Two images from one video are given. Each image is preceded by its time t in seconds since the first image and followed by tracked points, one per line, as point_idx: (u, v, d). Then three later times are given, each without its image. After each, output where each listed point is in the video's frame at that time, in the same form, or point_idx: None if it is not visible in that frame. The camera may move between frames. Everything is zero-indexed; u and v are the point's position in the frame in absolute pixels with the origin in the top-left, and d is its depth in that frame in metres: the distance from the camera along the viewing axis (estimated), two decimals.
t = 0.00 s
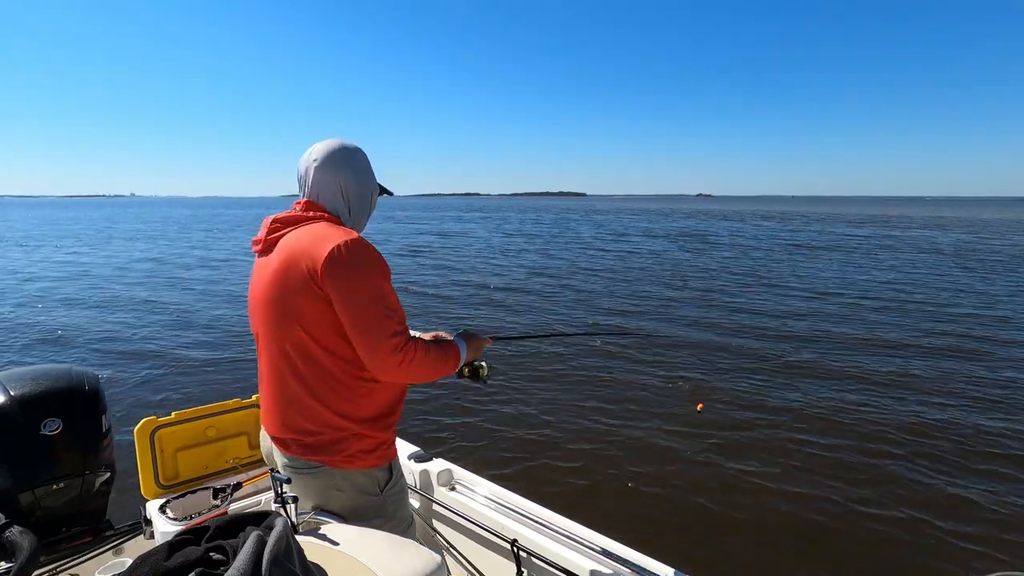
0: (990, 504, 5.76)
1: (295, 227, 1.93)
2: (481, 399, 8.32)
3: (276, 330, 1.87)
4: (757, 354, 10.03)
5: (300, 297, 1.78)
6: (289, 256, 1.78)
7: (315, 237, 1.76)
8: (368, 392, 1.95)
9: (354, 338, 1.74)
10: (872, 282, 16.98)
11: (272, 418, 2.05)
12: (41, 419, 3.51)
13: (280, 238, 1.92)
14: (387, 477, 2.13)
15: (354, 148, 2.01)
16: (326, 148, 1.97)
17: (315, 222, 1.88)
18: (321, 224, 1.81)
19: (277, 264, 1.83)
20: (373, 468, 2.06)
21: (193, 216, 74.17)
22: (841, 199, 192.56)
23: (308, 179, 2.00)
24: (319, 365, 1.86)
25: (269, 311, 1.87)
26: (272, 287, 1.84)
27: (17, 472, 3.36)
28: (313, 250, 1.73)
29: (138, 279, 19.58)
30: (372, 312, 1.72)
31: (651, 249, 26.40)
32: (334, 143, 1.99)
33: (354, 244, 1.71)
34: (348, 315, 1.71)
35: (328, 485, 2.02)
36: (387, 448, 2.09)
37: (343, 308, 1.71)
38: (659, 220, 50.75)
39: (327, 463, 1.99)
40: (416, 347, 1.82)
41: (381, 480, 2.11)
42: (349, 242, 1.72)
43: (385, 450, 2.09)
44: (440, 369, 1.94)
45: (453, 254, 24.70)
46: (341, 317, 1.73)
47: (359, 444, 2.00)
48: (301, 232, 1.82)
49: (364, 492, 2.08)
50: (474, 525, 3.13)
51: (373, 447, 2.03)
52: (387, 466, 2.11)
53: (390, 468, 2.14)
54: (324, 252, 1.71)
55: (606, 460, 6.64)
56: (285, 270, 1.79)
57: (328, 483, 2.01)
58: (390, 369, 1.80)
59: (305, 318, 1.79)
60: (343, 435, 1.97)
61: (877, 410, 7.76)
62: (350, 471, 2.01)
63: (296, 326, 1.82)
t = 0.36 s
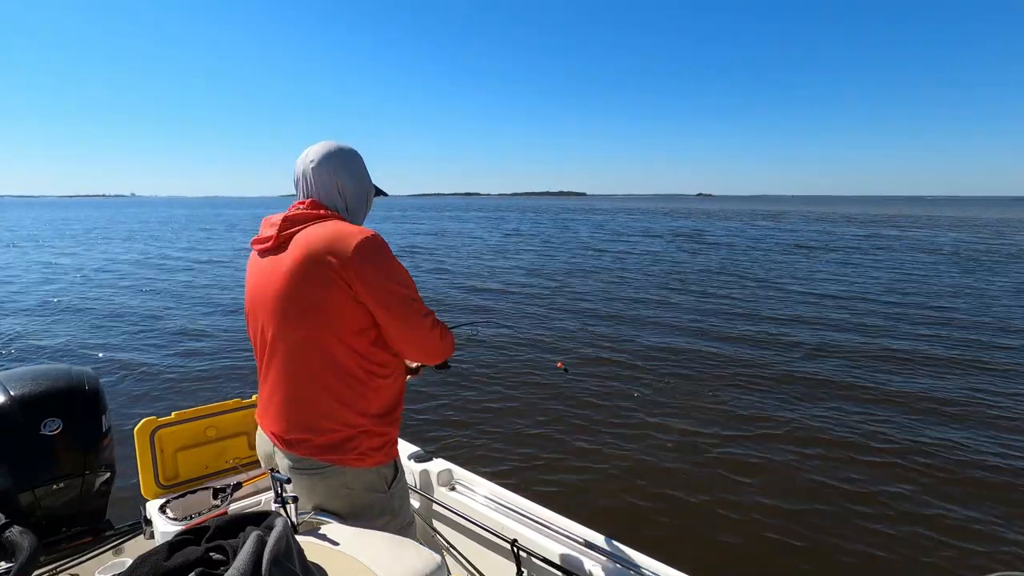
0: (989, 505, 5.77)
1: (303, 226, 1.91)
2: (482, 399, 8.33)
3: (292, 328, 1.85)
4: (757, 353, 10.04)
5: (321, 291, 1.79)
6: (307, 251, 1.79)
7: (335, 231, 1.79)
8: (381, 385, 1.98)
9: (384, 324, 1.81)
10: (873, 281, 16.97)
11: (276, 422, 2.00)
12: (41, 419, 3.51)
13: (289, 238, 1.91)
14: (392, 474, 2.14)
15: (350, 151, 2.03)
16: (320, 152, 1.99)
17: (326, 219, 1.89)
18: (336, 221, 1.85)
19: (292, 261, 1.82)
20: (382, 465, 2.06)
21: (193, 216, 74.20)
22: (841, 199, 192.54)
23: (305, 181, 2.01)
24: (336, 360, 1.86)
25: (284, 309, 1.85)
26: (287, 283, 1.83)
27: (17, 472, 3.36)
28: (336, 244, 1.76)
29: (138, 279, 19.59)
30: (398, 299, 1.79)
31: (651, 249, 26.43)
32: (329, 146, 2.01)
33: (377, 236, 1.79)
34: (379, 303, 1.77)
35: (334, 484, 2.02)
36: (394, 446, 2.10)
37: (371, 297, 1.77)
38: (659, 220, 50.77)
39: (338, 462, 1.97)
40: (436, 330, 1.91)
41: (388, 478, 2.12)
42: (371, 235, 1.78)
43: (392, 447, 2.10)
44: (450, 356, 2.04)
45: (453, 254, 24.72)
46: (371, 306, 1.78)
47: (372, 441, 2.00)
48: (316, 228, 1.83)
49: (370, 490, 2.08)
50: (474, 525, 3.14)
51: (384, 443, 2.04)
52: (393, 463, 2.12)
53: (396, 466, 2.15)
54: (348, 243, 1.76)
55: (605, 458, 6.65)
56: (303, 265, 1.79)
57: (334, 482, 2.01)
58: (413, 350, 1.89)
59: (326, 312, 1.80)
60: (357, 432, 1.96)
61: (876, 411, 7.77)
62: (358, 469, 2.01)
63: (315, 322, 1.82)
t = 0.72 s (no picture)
0: (987, 505, 5.79)
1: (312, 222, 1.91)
2: (481, 399, 8.34)
3: (302, 323, 1.85)
4: (755, 354, 10.07)
5: (333, 284, 1.80)
6: (320, 243, 1.80)
7: (348, 227, 1.82)
8: (387, 381, 1.99)
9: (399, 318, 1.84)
10: (872, 283, 17.00)
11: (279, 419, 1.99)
12: (41, 419, 3.51)
13: (297, 235, 1.91)
14: (393, 473, 2.14)
15: (355, 156, 2.06)
16: (328, 155, 2.03)
17: (335, 217, 1.90)
18: (347, 218, 1.87)
19: (303, 256, 1.83)
20: (383, 464, 2.07)
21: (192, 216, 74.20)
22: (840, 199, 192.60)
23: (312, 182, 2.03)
24: (344, 355, 1.87)
25: (295, 304, 1.85)
26: (298, 277, 1.84)
27: (17, 472, 3.36)
28: (349, 239, 1.78)
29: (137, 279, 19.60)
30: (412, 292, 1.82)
31: (649, 250, 26.49)
32: (337, 151, 2.04)
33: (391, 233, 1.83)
34: (394, 297, 1.81)
35: (335, 483, 2.02)
36: (396, 444, 2.11)
37: (387, 288, 1.79)
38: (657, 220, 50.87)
39: (340, 460, 1.97)
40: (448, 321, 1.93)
41: (388, 477, 2.12)
42: (385, 232, 1.82)
43: (393, 446, 2.10)
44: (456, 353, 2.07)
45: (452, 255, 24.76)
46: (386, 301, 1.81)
47: (376, 438, 2.00)
48: (328, 225, 1.85)
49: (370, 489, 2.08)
50: (474, 525, 3.14)
51: (386, 441, 2.04)
52: (394, 462, 2.13)
53: (396, 465, 2.15)
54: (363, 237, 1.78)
55: (605, 459, 6.66)
56: (315, 258, 1.80)
57: (334, 481, 2.01)
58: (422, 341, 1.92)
59: (337, 305, 1.81)
60: (361, 429, 1.96)
61: (875, 412, 7.79)
62: (359, 467, 2.01)
63: (326, 315, 1.83)
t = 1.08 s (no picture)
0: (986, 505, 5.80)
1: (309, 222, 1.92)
2: (481, 399, 8.35)
3: (297, 322, 1.85)
4: (755, 353, 10.08)
5: (328, 285, 1.80)
6: (314, 244, 1.80)
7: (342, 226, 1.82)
8: (383, 382, 1.98)
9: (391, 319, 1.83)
10: (870, 281, 17.02)
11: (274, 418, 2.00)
12: (41, 419, 3.51)
13: (294, 232, 1.91)
14: (388, 475, 2.15)
15: (359, 158, 2.07)
16: (332, 154, 2.03)
17: (331, 216, 1.90)
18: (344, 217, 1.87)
19: (298, 254, 1.83)
20: (377, 465, 2.07)
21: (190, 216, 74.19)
22: (840, 199, 192.57)
23: (315, 182, 2.02)
24: (338, 355, 1.87)
25: (290, 303, 1.85)
26: (293, 276, 1.84)
27: (17, 472, 3.37)
28: (345, 238, 1.77)
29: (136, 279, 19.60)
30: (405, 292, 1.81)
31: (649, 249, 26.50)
32: (341, 151, 2.05)
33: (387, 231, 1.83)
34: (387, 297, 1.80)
35: (330, 484, 2.02)
36: (391, 445, 2.11)
37: (379, 288, 1.79)
38: (656, 220, 50.90)
39: (334, 461, 1.97)
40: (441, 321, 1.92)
41: (382, 478, 2.12)
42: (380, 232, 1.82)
43: (389, 447, 2.10)
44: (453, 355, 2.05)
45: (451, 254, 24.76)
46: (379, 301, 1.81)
47: (371, 438, 2.01)
48: (323, 223, 1.85)
49: (366, 490, 2.09)
50: (475, 525, 3.14)
51: (381, 442, 2.04)
52: (389, 464, 2.14)
53: (391, 467, 2.16)
54: (359, 237, 1.78)
55: (604, 458, 6.66)
56: (310, 257, 1.80)
57: (331, 481, 2.01)
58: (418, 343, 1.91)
59: (333, 306, 1.81)
60: (356, 430, 1.97)
61: (874, 411, 7.80)
62: (353, 468, 2.01)
63: (320, 315, 1.83)
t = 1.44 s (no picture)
0: (986, 504, 5.79)
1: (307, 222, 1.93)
2: (480, 398, 8.35)
3: (293, 322, 1.86)
4: (754, 353, 10.09)
5: (322, 287, 1.80)
6: (310, 246, 1.81)
7: (337, 228, 1.82)
8: (378, 385, 1.97)
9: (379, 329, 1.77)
10: (868, 282, 17.05)
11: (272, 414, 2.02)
12: (41, 419, 3.51)
13: (293, 232, 1.93)
14: (387, 476, 2.15)
15: (363, 159, 2.08)
16: (337, 153, 2.03)
17: (329, 216, 1.90)
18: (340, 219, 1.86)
19: (294, 255, 1.84)
20: (375, 466, 2.07)
21: (189, 216, 74.09)
22: (840, 198, 192.66)
23: (319, 181, 2.02)
24: (332, 357, 1.87)
25: (287, 302, 1.86)
26: (289, 278, 1.84)
27: (17, 472, 3.37)
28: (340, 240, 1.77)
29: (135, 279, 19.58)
30: (390, 307, 1.65)
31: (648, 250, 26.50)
32: (346, 150, 2.05)
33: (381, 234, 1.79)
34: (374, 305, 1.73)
35: (329, 484, 2.02)
36: (390, 447, 2.11)
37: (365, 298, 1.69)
38: (656, 220, 50.92)
39: (329, 461, 1.98)
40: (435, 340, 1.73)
41: (381, 479, 2.12)
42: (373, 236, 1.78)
43: (388, 448, 2.11)
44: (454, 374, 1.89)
45: (451, 254, 24.76)
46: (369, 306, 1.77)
47: (368, 440, 2.00)
48: (320, 225, 1.85)
49: (365, 490, 2.09)
50: (475, 525, 3.14)
51: (379, 444, 2.04)
52: (388, 465, 2.13)
53: (390, 468, 2.15)
54: (352, 241, 1.76)
55: (604, 458, 6.66)
56: (306, 260, 1.81)
57: (330, 481, 2.01)
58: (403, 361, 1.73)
59: (328, 307, 1.81)
60: (352, 431, 1.97)
61: (874, 411, 7.80)
62: (351, 469, 2.01)
63: (313, 315, 1.83)
